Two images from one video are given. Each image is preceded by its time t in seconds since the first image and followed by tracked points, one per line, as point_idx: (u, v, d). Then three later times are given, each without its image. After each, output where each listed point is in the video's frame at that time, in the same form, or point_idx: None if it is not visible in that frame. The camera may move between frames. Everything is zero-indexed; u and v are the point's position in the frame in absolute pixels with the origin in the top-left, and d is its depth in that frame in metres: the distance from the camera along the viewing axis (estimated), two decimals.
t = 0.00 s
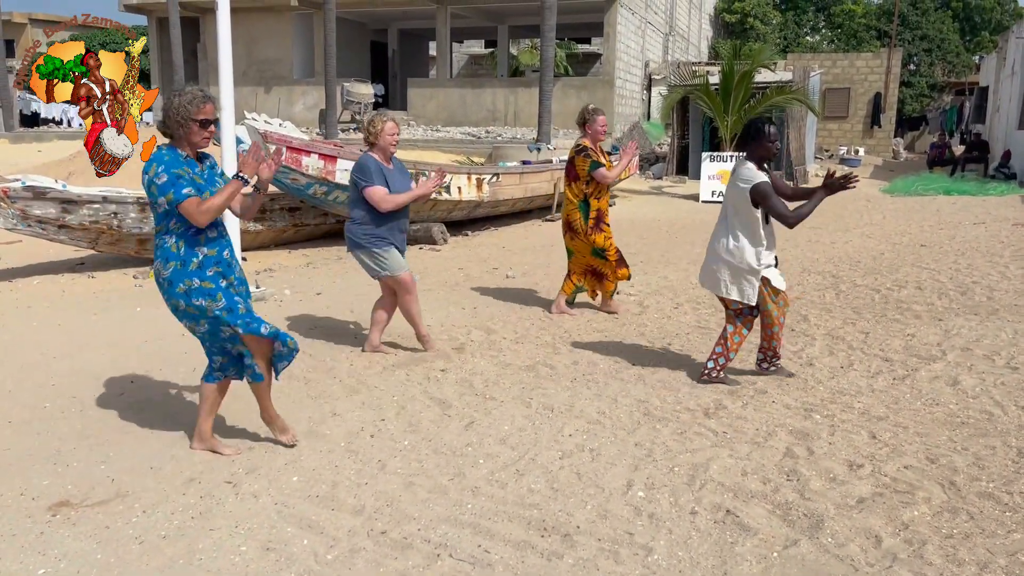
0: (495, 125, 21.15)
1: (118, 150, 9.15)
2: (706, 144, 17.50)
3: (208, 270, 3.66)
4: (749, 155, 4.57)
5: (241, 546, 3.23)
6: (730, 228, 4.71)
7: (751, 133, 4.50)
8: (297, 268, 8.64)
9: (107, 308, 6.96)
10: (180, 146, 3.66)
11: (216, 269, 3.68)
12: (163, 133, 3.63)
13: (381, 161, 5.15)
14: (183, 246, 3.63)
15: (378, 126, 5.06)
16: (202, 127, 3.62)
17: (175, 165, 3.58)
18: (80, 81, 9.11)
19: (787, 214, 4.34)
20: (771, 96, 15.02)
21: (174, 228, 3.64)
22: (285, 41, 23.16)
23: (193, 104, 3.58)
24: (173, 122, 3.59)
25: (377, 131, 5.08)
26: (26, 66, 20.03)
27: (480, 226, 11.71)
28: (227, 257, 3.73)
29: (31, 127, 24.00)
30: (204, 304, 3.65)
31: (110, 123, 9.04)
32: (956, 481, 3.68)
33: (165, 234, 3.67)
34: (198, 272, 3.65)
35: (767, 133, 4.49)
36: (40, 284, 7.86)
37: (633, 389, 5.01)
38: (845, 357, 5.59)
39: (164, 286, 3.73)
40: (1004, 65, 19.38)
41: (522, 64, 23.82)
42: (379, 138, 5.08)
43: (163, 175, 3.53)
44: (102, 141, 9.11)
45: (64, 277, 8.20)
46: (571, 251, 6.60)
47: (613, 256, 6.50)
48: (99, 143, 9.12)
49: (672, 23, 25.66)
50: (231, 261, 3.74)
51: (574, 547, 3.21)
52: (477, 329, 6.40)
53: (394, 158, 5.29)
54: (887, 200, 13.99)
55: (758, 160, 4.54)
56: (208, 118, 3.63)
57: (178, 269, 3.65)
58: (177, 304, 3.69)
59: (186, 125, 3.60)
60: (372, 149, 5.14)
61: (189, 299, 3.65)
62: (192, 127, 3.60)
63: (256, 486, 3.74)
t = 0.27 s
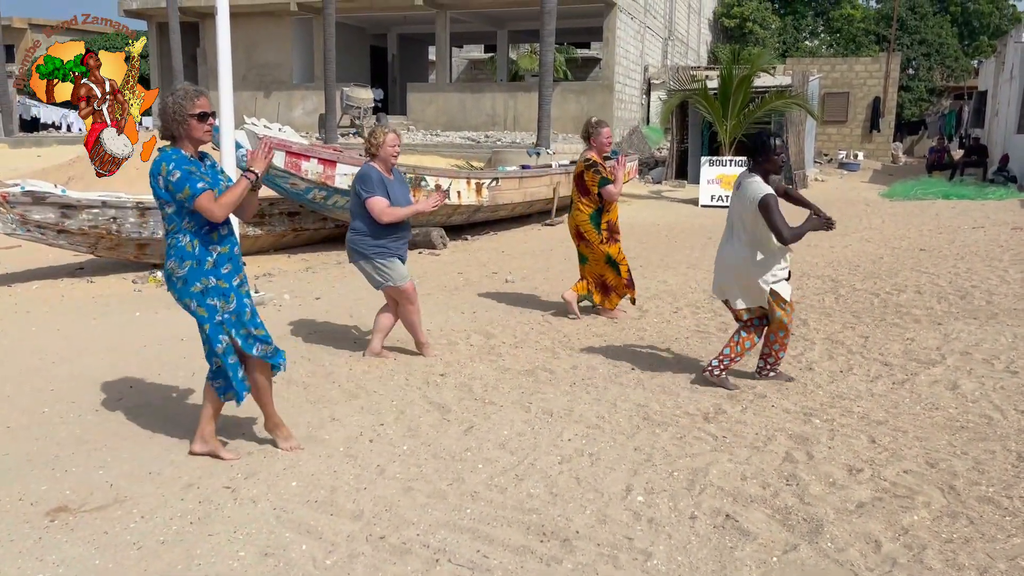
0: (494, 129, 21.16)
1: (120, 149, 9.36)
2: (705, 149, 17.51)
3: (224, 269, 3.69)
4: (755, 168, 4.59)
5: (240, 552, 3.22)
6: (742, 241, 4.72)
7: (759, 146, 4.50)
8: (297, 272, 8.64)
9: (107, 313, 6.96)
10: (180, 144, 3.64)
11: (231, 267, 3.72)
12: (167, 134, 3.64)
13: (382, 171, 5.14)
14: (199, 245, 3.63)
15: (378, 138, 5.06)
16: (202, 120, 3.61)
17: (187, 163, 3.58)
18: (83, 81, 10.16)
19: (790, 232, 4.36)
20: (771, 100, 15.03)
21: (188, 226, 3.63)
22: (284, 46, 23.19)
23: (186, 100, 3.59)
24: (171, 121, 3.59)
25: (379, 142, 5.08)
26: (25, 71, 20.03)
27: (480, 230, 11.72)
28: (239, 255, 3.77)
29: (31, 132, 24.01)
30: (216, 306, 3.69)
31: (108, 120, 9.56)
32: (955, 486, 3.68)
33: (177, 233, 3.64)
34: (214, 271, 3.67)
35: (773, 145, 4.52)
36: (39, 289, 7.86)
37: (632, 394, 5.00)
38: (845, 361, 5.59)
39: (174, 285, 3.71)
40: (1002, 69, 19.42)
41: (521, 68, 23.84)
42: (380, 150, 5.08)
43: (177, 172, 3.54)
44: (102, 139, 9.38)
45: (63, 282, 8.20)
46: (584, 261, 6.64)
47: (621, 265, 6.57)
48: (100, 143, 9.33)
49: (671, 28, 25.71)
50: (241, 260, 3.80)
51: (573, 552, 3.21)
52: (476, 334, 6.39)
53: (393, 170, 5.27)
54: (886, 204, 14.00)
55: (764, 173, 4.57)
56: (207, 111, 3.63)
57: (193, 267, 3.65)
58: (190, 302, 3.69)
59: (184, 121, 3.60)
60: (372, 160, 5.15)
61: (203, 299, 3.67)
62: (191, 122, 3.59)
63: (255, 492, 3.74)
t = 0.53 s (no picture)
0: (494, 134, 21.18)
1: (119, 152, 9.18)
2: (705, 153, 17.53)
3: (206, 287, 3.69)
4: (742, 166, 4.43)
5: (238, 558, 3.21)
6: (720, 234, 4.63)
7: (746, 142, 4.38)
8: (296, 278, 8.63)
9: (105, 319, 6.95)
10: (169, 161, 3.65)
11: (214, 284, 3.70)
12: (156, 153, 3.65)
13: (374, 173, 5.14)
14: (182, 264, 3.64)
15: (371, 141, 5.12)
16: (185, 136, 3.61)
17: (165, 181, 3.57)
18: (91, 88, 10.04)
19: (758, 210, 4.27)
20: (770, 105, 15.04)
21: (167, 246, 3.63)
22: (283, 52, 23.22)
23: (169, 117, 3.59)
24: (156, 138, 3.59)
25: (370, 145, 5.13)
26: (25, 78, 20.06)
27: (479, 236, 11.70)
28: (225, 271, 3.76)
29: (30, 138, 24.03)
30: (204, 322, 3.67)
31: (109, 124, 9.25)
32: (956, 490, 3.67)
33: (159, 255, 3.67)
34: (197, 290, 3.67)
35: (761, 143, 4.37)
36: (39, 294, 7.85)
37: (632, 399, 4.99)
38: (844, 366, 5.58)
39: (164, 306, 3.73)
40: (1001, 74, 19.44)
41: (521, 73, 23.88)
42: (372, 152, 5.12)
43: (157, 188, 3.51)
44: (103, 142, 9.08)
45: (62, 288, 8.19)
46: (569, 262, 6.60)
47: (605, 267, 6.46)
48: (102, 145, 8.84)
49: (670, 33, 25.75)
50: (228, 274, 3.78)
51: (574, 559, 3.19)
52: (474, 339, 6.39)
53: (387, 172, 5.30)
54: (885, 208, 14.01)
55: (751, 171, 4.41)
56: (191, 127, 3.63)
57: (178, 288, 3.66)
58: (179, 323, 3.70)
59: (170, 139, 3.60)
60: (366, 163, 5.16)
61: (190, 318, 3.66)
62: (175, 140, 3.60)
63: (254, 497, 3.73)
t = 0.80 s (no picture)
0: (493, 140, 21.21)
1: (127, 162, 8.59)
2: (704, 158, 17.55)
3: (173, 278, 3.57)
4: (733, 167, 4.35)
5: (237, 565, 3.21)
6: (707, 236, 4.47)
7: (736, 142, 4.30)
8: (296, 284, 8.63)
9: (105, 326, 6.94)
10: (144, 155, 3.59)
11: (181, 277, 3.59)
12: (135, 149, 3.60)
13: (364, 169, 5.12)
14: (152, 249, 3.53)
15: (361, 135, 5.09)
16: (162, 130, 3.53)
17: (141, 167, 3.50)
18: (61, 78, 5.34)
19: (748, 217, 4.13)
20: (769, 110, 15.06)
21: (143, 230, 3.52)
22: (282, 58, 23.26)
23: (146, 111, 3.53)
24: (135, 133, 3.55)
25: (360, 140, 5.10)
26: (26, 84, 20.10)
27: (479, 241, 11.71)
28: (195, 265, 3.65)
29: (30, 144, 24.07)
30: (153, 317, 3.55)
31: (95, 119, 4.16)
32: (957, 496, 3.66)
33: (132, 235, 3.54)
34: (163, 279, 3.55)
35: (752, 143, 4.28)
36: (38, 301, 7.85)
37: (632, 404, 4.99)
38: (844, 371, 5.58)
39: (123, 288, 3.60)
40: (999, 78, 19.47)
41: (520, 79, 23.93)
42: (362, 147, 5.10)
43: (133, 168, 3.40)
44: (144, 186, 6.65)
45: (62, 294, 8.18)
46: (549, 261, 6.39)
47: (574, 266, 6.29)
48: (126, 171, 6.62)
49: (668, 38, 25.80)
50: (197, 270, 3.67)
51: (576, 565, 3.19)
52: (473, 344, 6.38)
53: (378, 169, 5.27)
54: (884, 213, 14.03)
55: (742, 172, 4.31)
56: (168, 119, 3.55)
57: (143, 272, 3.53)
58: (132, 310, 3.57)
59: (147, 131, 3.54)
60: (355, 159, 5.15)
61: (146, 307, 3.54)
62: (151, 132, 3.53)
63: (254, 504, 3.72)
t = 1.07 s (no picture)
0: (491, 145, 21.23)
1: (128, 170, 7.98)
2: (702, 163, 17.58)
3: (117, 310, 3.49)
4: (727, 180, 4.30)
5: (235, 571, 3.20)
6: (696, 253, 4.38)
7: (732, 157, 4.25)
8: (294, 290, 8.62)
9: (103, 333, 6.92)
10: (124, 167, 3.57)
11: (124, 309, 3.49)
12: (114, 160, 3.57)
13: (352, 183, 5.05)
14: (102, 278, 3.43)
15: (351, 147, 5.01)
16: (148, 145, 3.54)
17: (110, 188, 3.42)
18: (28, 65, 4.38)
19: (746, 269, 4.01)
20: (766, 115, 15.09)
21: (99, 256, 3.43)
22: (281, 64, 23.30)
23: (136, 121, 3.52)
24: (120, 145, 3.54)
25: (351, 151, 5.02)
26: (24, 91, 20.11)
27: (478, 246, 11.71)
28: (144, 297, 3.57)
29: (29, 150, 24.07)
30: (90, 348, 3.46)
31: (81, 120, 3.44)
32: (957, 499, 3.66)
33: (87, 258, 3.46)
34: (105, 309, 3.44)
35: (747, 159, 4.25)
36: (37, 307, 7.83)
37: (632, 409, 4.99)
38: (844, 375, 5.58)
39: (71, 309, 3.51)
40: (996, 82, 19.51)
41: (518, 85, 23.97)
42: (352, 159, 5.02)
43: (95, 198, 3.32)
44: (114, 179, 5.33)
45: (60, 301, 8.16)
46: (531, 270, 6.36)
47: (542, 275, 6.31)
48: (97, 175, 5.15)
49: (666, 43, 25.86)
50: (145, 303, 3.58)
51: (575, 570, 3.18)
52: (472, 350, 6.38)
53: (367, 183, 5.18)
54: (882, 217, 14.04)
55: (735, 186, 4.28)
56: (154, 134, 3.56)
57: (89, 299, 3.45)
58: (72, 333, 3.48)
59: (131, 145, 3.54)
60: (345, 171, 5.07)
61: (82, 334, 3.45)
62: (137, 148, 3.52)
63: (252, 510, 3.71)
